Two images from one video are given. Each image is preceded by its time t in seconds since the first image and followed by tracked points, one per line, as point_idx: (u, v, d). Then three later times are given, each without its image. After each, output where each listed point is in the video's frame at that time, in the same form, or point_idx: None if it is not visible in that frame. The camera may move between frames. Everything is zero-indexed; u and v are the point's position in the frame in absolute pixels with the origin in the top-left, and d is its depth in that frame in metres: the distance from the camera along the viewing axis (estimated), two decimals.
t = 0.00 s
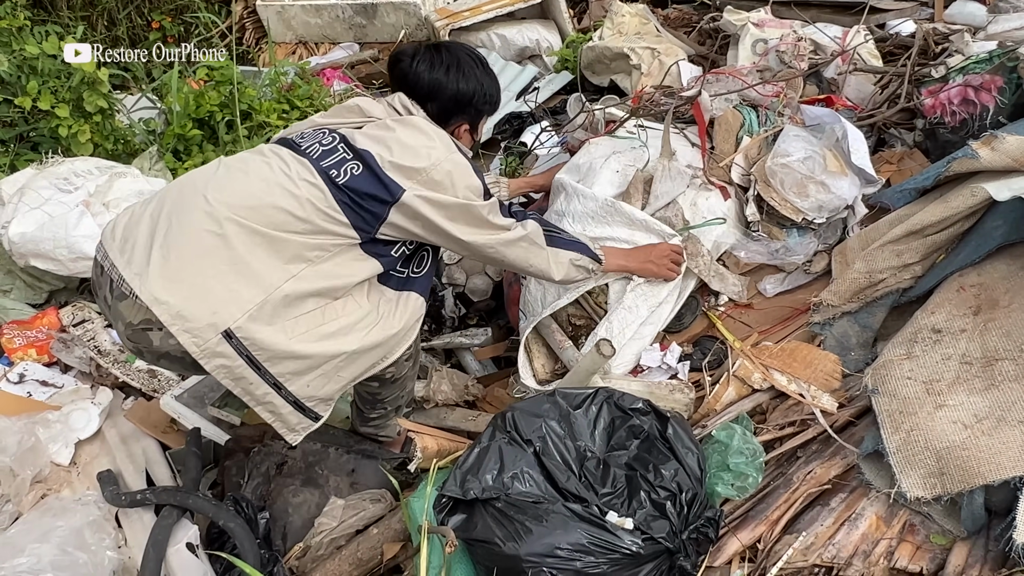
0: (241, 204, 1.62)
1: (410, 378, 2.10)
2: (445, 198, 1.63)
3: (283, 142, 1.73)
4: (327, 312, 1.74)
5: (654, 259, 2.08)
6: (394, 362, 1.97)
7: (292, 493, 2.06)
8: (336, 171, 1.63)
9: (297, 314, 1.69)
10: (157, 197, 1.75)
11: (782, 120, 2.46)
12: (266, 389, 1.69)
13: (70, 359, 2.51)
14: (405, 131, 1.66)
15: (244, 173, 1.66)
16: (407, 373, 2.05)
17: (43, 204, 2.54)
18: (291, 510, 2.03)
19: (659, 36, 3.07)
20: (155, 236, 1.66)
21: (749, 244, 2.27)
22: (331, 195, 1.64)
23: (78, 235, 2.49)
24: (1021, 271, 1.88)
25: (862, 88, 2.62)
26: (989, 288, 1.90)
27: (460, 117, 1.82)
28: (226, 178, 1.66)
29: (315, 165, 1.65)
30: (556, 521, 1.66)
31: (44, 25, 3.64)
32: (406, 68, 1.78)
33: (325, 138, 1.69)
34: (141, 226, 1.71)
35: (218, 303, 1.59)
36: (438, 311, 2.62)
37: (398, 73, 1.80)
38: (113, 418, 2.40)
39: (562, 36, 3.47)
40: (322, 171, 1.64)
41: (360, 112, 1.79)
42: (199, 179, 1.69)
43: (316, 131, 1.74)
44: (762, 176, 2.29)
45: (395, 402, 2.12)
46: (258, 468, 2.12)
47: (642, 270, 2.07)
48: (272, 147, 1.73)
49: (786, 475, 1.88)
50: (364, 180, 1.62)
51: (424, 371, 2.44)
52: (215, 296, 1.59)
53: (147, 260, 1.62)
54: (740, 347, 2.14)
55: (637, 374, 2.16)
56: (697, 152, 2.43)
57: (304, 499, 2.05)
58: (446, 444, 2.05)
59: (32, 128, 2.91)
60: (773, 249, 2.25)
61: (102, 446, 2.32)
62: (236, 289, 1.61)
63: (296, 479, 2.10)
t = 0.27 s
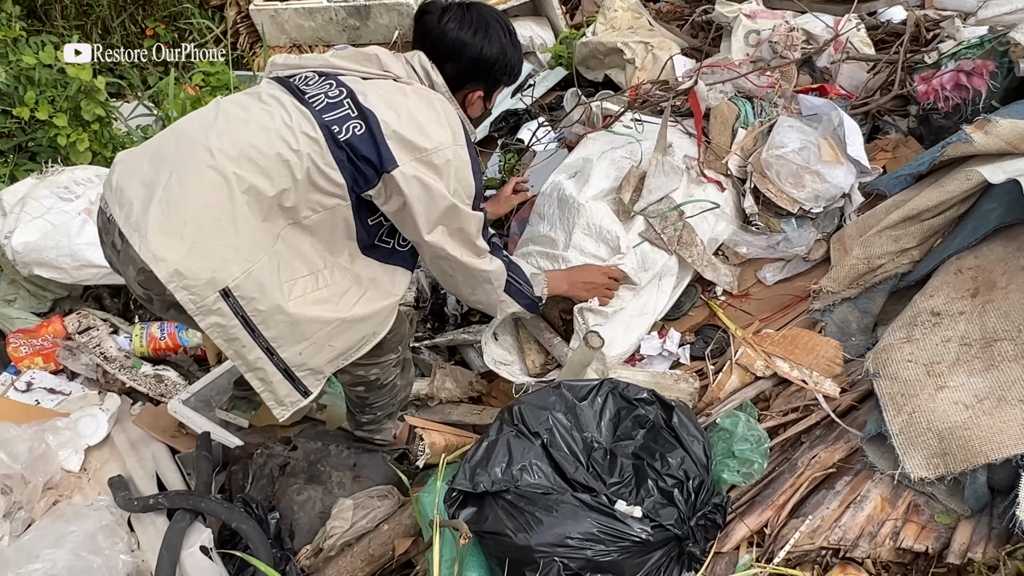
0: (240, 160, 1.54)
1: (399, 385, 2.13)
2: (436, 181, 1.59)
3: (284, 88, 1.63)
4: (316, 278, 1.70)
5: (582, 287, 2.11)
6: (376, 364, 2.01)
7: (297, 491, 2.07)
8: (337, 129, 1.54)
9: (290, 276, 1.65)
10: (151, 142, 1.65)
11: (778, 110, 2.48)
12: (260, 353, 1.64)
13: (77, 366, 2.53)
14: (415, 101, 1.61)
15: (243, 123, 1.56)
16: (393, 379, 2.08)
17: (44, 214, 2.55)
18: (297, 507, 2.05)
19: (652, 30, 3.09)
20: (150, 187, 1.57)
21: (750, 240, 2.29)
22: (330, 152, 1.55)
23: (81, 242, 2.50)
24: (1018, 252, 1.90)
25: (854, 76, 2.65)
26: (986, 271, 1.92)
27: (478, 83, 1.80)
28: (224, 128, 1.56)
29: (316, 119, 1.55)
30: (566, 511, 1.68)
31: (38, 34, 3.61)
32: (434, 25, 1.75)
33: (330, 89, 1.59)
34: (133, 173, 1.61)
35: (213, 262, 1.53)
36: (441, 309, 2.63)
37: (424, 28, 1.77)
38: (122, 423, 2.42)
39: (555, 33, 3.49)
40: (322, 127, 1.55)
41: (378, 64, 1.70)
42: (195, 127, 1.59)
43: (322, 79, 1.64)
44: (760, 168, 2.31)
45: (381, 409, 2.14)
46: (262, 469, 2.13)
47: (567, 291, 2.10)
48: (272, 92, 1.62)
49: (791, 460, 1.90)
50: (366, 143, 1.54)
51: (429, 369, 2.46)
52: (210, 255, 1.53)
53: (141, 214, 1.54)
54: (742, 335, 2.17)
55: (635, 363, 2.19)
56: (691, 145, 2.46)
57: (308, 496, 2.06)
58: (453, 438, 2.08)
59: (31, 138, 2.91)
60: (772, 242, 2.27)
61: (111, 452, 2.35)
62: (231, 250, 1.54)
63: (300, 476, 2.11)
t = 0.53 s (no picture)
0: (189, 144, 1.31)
1: (382, 399, 2.08)
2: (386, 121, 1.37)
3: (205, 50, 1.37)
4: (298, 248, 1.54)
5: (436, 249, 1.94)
6: (355, 376, 1.94)
7: (292, 513, 2.09)
8: (285, 90, 1.30)
9: (282, 257, 1.48)
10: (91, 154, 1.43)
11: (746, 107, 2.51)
12: (283, 341, 1.52)
13: (63, 396, 2.53)
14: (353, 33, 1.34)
15: (177, 110, 1.33)
16: (373, 391, 2.02)
17: (24, 246, 2.58)
18: (291, 529, 2.06)
19: (620, 32, 3.12)
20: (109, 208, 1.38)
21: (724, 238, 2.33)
22: (285, 123, 1.33)
23: (60, 273, 2.51)
24: (982, 238, 1.91)
25: (820, 69, 2.72)
26: (953, 257, 1.93)
27: None
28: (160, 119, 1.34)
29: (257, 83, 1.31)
30: (550, 515, 1.70)
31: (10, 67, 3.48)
32: None
33: (261, 42, 1.32)
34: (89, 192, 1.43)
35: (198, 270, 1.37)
36: (424, 320, 2.67)
37: None
38: (110, 449, 2.43)
39: (526, 39, 3.51)
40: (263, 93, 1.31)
41: None
42: (131, 125, 1.37)
43: (247, 27, 1.35)
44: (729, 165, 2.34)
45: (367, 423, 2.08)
46: (258, 493, 2.15)
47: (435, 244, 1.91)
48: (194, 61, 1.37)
49: (771, 453, 1.93)
50: (318, 101, 1.31)
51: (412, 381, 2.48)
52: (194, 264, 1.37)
53: (116, 246, 1.37)
54: (719, 332, 2.19)
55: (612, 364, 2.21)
56: (661, 144, 2.48)
57: (304, 518, 2.08)
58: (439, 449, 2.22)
59: (8, 170, 2.92)
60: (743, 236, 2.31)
61: (101, 478, 2.36)
62: (213, 250, 1.38)
63: (295, 499, 2.12)
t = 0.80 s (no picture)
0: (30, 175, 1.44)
1: (343, 406, 2.16)
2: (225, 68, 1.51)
3: None
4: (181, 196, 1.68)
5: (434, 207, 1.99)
6: (314, 386, 2.03)
7: (274, 519, 2.10)
8: (88, 89, 1.42)
9: (178, 234, 1.65)
10: None
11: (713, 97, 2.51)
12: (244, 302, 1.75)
13: (50, 423, 2.55)
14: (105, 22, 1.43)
15: (17, 170, 1.45)
16: (335, 401, 2.11)
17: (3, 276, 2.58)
18: (274, 536, 2.07)
19: (590, 36, 3.15)
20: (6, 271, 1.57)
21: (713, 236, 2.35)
22: (106, 112, 1.44)
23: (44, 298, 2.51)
24: (951, 226, 1.94)
25: (788, 64, 2.74)
26: (924, 246, 1.96)
27: None
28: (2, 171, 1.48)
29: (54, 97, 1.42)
30: (540, 519, 1.72)
31: None
32: None
33: (35, 60, 1.42)
34: None
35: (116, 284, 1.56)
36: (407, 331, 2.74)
37: None
38: (100, 475, 2.43)
39: (498, 46, 3.54)
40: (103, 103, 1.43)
41: None
42: None
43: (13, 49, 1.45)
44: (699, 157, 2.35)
45: (333, 432, 2.17)
46: (238, 502, 2.17)
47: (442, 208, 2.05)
48: None
49: (756, 447, 1.97)
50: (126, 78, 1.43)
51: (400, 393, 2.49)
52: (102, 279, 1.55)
53: (51, 314, 1.59)
54: (700, 329, 2.23)
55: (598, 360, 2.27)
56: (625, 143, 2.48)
57: (285, 524, 2.09)
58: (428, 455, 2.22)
59: None
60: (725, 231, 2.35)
61: (92, 504, 2.36)
62: (117, 253, 1.55)
63: (276, 505, 2.14)
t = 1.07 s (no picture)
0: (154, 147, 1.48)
1: (341, 402, 2.07)
2: (360, 101, 1.50)
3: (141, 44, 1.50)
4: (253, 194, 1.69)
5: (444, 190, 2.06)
6: (315, 380, 1.96)
7: (258, 521, 2.09)
8: (235, 80, 1.46)
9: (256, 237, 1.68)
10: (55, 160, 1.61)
11: (688, 85, 2.54)
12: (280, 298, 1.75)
13: (31, 430, 2.52)
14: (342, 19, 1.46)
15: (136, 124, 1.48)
16: (332, 395, 2.02)
17: None
18: (258, 536, 2.07)
19: (567, 30, 3.15)
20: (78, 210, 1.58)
21: (688, 209, 2.35)
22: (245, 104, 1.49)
23: (26, 305, 2.49)
24: (928, 205, 1.96)
25: (762, 52, 2.77)
26: (901, 226, 1.97)
27: None
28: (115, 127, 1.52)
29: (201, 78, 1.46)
30: (528, 508, 1.72)
31: None
32: None
33: (206, 32, 1.46)
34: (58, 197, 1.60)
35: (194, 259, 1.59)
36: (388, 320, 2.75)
37: None
38: (83, 480, 2.40)
39: (475, 43, 3.53)
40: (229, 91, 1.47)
41: None
42: (84, 141, 1.56)
43: (183, 8, 1.50)
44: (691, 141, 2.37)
45: (329, 430, 2.09)
46: (223, 504, 2.14)
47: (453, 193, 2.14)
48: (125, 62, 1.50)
49: (741, 431, 1.97)
50: (273, 83, 1.47)
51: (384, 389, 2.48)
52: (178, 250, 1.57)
53: (117, 262, 1.59)
54: (683, 315, 2.24)
55: (580, 346, 2.29)
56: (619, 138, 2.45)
57: (270, 524, 2.09)
58: (411, 450, 2.23)
59: None
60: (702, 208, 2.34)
61: (76, 509, 2.33)
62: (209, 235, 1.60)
63: (261, 506, 2.13)
